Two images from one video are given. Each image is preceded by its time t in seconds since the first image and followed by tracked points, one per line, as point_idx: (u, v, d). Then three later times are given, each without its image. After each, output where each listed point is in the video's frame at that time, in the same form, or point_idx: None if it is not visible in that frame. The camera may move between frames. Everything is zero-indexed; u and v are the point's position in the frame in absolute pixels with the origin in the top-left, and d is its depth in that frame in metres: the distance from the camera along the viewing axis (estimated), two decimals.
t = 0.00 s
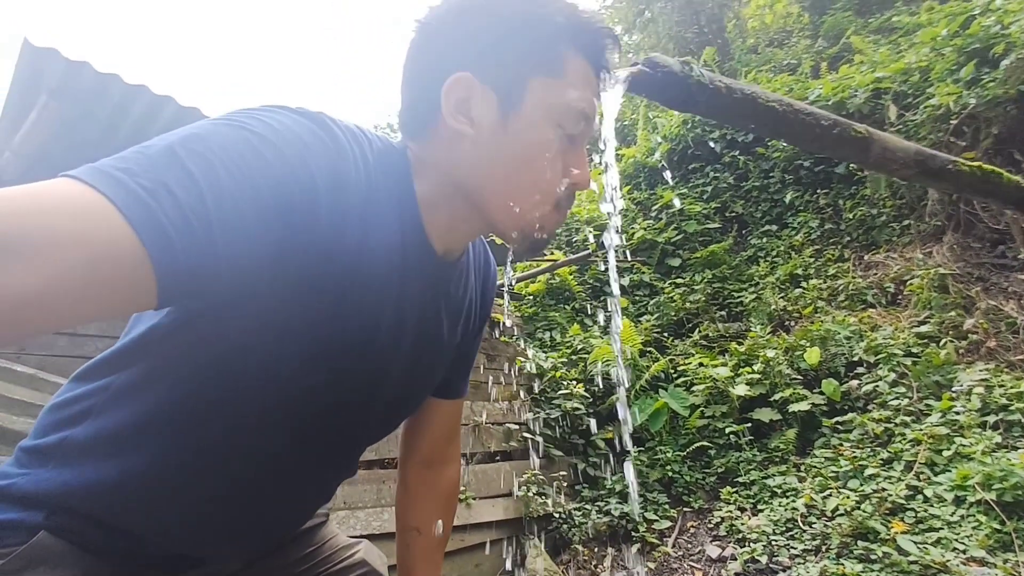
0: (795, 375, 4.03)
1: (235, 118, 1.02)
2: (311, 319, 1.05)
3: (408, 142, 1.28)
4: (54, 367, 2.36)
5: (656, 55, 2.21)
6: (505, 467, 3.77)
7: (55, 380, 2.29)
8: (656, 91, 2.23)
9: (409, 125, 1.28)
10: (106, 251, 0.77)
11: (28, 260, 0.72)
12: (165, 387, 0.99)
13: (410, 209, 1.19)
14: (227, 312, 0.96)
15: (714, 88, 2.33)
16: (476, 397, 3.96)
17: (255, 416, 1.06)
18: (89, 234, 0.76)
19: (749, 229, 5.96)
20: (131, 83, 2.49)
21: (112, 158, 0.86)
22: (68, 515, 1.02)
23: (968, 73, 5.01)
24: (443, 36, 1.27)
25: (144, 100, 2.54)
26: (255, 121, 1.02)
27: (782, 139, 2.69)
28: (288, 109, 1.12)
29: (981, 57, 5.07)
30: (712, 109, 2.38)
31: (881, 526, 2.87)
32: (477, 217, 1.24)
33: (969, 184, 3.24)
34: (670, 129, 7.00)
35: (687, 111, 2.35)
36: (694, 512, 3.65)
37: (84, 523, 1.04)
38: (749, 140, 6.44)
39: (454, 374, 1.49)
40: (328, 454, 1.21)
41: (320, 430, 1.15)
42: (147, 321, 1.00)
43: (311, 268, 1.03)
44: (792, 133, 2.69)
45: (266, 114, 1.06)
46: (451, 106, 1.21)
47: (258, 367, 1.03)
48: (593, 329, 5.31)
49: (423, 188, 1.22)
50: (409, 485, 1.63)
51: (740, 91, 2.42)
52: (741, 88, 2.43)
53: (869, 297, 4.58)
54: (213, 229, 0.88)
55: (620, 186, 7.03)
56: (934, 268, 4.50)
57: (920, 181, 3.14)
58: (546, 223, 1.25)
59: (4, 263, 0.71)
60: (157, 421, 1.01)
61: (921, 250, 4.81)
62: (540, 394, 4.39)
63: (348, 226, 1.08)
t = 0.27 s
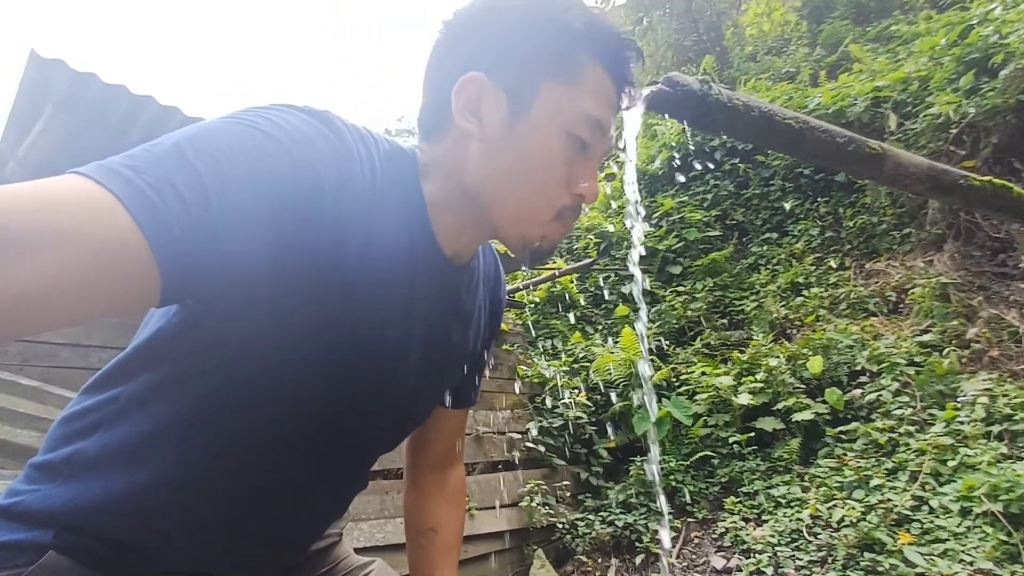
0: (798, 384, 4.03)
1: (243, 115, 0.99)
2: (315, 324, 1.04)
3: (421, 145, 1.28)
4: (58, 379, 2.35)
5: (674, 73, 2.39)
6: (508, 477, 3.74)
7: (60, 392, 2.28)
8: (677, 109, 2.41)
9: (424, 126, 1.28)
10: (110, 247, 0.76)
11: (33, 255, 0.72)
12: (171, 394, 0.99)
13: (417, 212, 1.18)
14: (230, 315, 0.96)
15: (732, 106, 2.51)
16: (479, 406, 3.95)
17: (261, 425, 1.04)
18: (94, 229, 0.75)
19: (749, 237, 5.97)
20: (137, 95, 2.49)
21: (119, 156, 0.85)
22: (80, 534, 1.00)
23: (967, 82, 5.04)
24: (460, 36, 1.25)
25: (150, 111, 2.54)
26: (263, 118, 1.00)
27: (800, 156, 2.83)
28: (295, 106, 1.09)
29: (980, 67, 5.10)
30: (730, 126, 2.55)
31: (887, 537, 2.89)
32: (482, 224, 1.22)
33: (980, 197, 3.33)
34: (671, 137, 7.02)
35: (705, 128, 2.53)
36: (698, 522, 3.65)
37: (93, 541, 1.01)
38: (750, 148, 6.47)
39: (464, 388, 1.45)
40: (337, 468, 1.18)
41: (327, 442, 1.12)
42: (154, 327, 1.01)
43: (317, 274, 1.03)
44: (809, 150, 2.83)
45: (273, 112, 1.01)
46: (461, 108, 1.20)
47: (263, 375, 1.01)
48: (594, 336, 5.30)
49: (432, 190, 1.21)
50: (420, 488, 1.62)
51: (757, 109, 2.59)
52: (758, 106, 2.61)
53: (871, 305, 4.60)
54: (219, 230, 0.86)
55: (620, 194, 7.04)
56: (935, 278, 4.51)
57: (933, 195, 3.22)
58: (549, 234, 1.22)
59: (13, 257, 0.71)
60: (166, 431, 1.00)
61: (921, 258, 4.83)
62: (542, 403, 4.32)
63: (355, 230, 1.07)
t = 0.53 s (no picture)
0: (800, 410, 4.02)
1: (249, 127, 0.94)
2: (332, 338, 0.94)
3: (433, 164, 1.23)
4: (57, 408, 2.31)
5: (702, 112, 2.49)
6: (509, 503, 3.67)
7: (58, 419, 2.24)
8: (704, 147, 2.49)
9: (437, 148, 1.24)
10: (120, 262, 0.72)
11: (39, 272, 0.67)
12: (184, 423, 0.87)
13: (425, 222, 1.10)
14: (244, 329, 0.86)
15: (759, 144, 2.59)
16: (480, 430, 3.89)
17: (278, 454, 0.93)
18: (101, 242, 0.71)
19: (748, 260, 5.99)
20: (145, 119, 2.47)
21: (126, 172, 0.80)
22: None
23: (960, 111, 5.13)
24: (482, 55, 1.22)
25: (159, 132, 2.53)
26: (270, 130, 0.95)
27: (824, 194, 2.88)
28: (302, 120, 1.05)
29: (973, 96, 5.19)
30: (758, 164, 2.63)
31: (896, 568, 2.90)
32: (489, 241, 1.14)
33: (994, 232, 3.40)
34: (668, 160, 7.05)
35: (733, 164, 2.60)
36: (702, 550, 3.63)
37: None
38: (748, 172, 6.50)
39: (471, 408, 1.30)
40: (353, 499, 1.06)
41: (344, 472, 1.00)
42: (162, 348, 0.90)
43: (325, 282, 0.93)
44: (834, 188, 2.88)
45: (283, 123, 0.95)
46: (475, 123, 1.15)
47: (281, 398, 0.90)
48: (594, 359, 5.27)
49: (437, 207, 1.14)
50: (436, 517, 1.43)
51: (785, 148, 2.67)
52: (786, 145, 2.68)
53: (870, 330, 4.62)
54: (227, 242, 0.80)
55: (618, 216, 7.07)
56: (934, 304, 4.53)
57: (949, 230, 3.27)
58: (555, 255, 1.16)
59: (19, 276, 0.66)
60: (181, 466, 0.88)
61: (919, 284, 4.87)
62: (543, 427, 4.28)
63: (362, 236, 0.98)
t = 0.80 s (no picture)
0: (802, 439, 3.99)
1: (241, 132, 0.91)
2: (330, 344, 0.91)
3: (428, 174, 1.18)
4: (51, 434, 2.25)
5: (722, 146, 2.68)
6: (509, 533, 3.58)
7: (54, 447, 2.18)
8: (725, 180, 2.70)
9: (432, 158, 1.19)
10: (116, 265, 0.68)
11: (34, 278, 0.64)
12: (180, 441, 0.84)
13: (423, 230, 1.05)
14: (241, 338, 0.83)
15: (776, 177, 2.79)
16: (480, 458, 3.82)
17: (278, 468, 0.89)
18: (98, 247, 0.68)
19: (746, 287, 5.98)
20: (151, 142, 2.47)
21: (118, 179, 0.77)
22: None
23: (953, 142, 5.24)
24: (478, 65, 1.20)
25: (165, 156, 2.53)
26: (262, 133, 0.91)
27: (838, 224, 3.04)
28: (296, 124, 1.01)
29: (965, 128, 5.30)
30: (777, 198, 2.83)
31: None
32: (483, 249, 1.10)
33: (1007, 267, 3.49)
34: (665, 186, 7.00)
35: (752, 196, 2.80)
36: None
37: None
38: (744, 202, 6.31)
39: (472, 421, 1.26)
40: (354, 514, 1.01)
41: (344, 484, 0.96)
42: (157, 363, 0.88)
43: (320, 287, 0.90)
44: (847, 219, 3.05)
45: (274, 131, 0.91)
46: (471, 129, 1.12)
47: (279, 407, 0.87)
48: (593, 386, 5.22)
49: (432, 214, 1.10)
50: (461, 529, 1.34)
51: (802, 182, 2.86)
52: (804, 180, 2.87)
53: (870, 358, 4.63)
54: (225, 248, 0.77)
55: (614, 242, 7.08)
56: (932, 332, 4.56)
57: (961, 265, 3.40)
58: (547, 260, 1.11)
59: (20, 283, 0.64)
60: (177, 485, 0.85)
61: (918, 312, 4.91)
62: (543, 454, 4.20)
63: (357, 242, 0.95)
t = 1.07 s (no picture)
0: (806, 458, 3.96)
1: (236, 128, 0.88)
2: (326, 340, 0.88)
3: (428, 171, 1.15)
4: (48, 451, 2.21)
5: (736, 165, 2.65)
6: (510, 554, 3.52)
7: (51, 465, 2.15)
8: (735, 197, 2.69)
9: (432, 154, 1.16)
10: (112, 261, 0.65)
11: (26, 273, 0.61)
12: (176, 445, 0.82)
13: (419, 232, 1.03)
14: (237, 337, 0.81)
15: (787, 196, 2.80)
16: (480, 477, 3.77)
17: (276, 472, 0.86)
18: (93, 241, 0.64)
19: (746, 304, 5.91)
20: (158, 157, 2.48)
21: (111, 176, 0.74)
22: None
23: (952, 162, 5.28)
24: (476, 61, 1.17)
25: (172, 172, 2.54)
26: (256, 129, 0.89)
27: (850, 243, 3.04)
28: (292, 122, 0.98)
29: (963, 148, 5.35)
30: (789, 215, 2.84)
31: None
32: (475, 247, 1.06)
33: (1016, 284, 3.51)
34: (665, 204, 6.97)
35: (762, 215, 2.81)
36: None
37: None
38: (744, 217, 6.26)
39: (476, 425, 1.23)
40: (353, 516, 0.98)
41: (344, 486, 0.93)
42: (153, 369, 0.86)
43: (315, 283, 0.87)
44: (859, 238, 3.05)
45: (271, 129, 0.88)
46: (465, 126, 1.09)
47: (278, 410, 0.85)
48: (594, 404, 5.18)
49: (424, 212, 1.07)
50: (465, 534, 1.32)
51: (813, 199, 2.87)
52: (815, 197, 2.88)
53: (873, 377, 4.62)
54: (218, 242, 0.74)
55: (614, 259, 7.07)
56: (935, 351, 4.56)
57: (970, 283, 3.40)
58: (540, 258, 1.09)
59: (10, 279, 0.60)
60: (173, 492, 0.82)
61: (920, 331, 4.92)
62: (544, 471, 4.10)
63: (353, 241, 0.92)
